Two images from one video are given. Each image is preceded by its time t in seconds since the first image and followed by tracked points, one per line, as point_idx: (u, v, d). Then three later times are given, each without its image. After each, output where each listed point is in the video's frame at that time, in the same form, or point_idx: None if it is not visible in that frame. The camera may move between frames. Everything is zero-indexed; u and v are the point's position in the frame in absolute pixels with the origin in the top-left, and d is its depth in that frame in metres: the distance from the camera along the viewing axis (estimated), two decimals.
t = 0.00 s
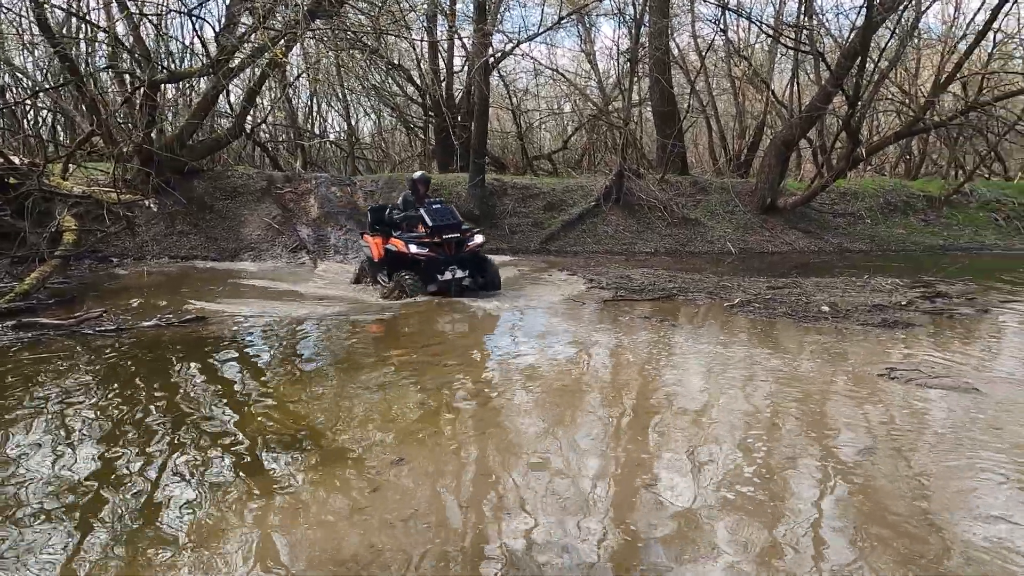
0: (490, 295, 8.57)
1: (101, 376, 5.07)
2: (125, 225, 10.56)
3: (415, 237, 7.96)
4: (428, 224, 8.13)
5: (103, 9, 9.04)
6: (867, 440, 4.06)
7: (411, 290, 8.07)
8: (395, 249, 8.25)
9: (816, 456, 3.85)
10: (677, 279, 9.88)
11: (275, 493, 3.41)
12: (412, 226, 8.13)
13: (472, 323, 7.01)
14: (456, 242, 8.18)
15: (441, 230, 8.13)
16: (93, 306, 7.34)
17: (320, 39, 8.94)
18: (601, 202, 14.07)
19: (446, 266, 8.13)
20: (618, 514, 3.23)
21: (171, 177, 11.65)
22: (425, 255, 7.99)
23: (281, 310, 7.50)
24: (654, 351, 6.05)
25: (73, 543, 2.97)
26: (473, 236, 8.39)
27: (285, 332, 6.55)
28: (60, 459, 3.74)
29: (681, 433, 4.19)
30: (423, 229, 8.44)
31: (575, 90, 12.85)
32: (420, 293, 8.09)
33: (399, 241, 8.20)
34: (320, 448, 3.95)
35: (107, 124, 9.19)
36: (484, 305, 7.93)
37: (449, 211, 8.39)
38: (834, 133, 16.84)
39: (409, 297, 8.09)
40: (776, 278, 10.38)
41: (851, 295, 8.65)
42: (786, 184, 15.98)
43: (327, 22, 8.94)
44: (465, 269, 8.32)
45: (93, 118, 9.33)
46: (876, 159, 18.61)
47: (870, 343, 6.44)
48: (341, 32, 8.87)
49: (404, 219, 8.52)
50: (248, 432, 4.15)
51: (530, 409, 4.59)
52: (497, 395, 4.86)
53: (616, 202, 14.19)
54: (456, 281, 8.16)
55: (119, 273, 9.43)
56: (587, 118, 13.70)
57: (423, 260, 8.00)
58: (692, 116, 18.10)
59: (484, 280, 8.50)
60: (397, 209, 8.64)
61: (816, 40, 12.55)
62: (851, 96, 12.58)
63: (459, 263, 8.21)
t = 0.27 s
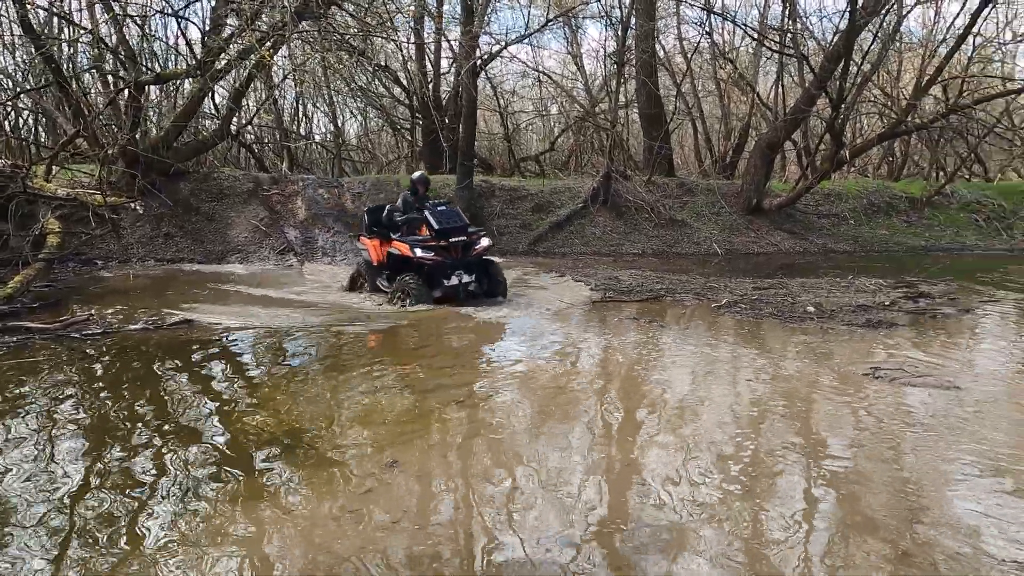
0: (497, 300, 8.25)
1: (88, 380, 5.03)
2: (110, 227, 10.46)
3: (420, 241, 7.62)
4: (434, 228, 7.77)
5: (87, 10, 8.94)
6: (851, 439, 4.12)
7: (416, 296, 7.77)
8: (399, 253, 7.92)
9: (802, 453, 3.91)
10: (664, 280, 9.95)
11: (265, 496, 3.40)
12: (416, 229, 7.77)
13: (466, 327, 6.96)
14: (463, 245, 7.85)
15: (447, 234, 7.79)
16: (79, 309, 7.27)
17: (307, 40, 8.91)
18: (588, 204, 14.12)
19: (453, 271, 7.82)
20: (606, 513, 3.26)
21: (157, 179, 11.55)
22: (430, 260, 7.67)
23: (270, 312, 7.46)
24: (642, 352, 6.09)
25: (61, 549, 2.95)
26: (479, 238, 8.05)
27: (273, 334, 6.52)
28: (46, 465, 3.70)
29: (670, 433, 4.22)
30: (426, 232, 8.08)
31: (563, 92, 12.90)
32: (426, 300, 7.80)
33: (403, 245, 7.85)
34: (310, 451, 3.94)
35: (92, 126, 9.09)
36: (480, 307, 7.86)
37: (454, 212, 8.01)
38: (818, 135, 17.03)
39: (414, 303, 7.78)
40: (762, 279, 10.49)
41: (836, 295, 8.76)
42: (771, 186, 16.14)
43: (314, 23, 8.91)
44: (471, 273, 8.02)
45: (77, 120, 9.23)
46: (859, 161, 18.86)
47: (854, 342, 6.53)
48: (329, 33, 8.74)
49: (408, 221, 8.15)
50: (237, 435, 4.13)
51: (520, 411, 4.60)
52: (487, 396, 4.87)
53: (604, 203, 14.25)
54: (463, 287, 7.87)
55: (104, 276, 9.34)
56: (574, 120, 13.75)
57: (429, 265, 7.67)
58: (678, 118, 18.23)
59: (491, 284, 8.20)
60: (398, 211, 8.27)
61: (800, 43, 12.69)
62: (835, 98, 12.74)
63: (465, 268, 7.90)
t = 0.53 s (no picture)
0: (504, 305, 8.01)
1: (71, 385, 4.98)
2: (93, 230, 10.35)
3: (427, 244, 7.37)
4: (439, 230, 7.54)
5: (69, 10, 8.83)
6: (834, 437, 4.19)
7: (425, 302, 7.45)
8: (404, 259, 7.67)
9: (786, 452, 3.96)
10: (651, 281, 10.02)
11: (250, 500, 3.38)
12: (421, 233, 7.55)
13: (467, 334, 6.75)
14: (470, 248, 7.62)
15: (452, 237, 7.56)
16: (63, 313, 7.19)
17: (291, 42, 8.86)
18: (574, 206, 14.17)
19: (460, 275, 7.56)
20: (594, 514, 3.28)
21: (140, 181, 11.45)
22: (437, 264, 7.41)
23: (255, 316, 7.42)
24: (629, 353, 6.14)
25: (43, 556, 2.92)
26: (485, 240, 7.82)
27: (259, 338, 6.47)
28: (27, 471, 3.67)
29: (655, 433, 4.26)
30: (430, 235, 7.87)
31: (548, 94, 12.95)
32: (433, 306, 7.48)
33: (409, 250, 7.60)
34: (295, 455, 3.92)
35: (74, 129, 8.99)
36: (482, 313, 7.65)
37: (458, 214, 7.81)
38: (801, 137, 17.22)
39: (423, 309, 7.41)
40: (747, 279, 10.59)
41: (818, 295, 8.88)
42: (756, 187, 16.30)
43: (299, 25, 8.87)
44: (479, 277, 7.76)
45: (60, 122, 9.12)
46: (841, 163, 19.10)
47: (837, 342, 6.63)
48: (314, 35, 8.65)
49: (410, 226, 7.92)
50: (221, 440, 4.10)
51: (507, 412, 4.61)
52: (474, 398, 4.88)
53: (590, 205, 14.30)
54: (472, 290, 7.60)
55: (87, 280, 9.23)
56: (560, 122, 13.82)
57: (437, 267, 7.39)
58: (663, 120, 18.37)
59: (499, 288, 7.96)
60: (397, 215, 8.08)
61: (783, 46, 12.85)
62: (817, 101, 12.90)
63: (473, 271, 7.65)
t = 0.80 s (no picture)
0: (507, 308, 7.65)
1: (51, 389, 4.92)
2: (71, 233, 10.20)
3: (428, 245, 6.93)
4: (440, 231, 7.08)
5: (45, 11, 8.70)
6: (813, 434, 4.28)
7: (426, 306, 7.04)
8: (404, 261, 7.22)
9: (768, 450, 4.03)
10: (634, 281, 10.11)
11: (234, 504, 3.37)
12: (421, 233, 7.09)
13: (474, 342, 6.50)
14: (472, 248, 7.18)
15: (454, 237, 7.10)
16: (41, 317, 7.10)
17: (273, 42, 8.80)
18: (558, 206, 14.25)
19: (463, 277, 7.16)
20: (580, 514, 3.30)
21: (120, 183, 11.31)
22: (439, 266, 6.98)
23: (239, 318, 7.37)
24: (613, 353, 6.19)
25: (23, 563, 2.89)
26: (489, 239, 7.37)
27: (242, 341, 6.44)
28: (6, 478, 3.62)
29: (639, 432, 4.31)
30: (430, 236, 7.40)
31: (532, 95, 13.00)
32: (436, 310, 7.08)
33: (408, 252, 7.15)
34: (279, 458, 3.91)
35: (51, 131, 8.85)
36: (487, 320, 7.37)
37: (460, 212, 7.33)
38: (781, 138, 17.46)
39: (425, 312, 7.03)
40: (728, 279, 10.72)
41: (799, 295, 9.02)
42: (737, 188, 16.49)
43: (281, 25, 8.82)
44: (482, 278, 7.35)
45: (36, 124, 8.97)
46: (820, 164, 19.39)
47: (816, 341, 6.74)
48: (296, 36, 8.51)
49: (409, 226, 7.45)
50: (203, 444, 4.08)
51: (492, 413, 4.63)
52: (459, 399, 4.90)
53: (573, 206, 14.43)
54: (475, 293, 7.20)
55: (65, 283, 9.10)
56: (543, 123, 13.87)
57: (439, 268, 6.96)
58: (645, 122, 18.52)
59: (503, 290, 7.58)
60: (393, 217, 7.62)
61: (763, 49, 13.02)
62: (797, 102, 13.08)
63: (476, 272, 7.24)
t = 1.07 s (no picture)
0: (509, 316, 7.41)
1: (22, 393, 4.84)
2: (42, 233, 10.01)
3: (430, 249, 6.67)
4: (442, 234, 6.82)
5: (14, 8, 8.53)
6: (788, 430, 4.36)
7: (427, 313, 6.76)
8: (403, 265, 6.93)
9: (745, 446, 4.10)
10: (614, 280, 10.19)
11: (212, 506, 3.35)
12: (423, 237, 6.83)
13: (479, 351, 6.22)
14: (475, 253, 6.93)
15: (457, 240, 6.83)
16: (13, 319, 6.97)
17: (249, 40, 8.73)
18: (538, 206, 14.24)
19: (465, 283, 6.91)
20: (560, 513, 3.33)
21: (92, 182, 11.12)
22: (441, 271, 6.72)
23: (216, 320, 7.30)
24: (593, 352, 6.24)
25: None
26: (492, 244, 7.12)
27: (220, 342, 6.38)
28: None
29: (619, 431, 4.36)
30: (430, 239, 7.13)
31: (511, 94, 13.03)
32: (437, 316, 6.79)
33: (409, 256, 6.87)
34: (258, 460, 3.89)
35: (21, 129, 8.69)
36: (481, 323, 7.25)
37: (462, 214, 7.06)
38: (758, 138, 17.71)
39: (425, 318, 6.74)
40: (706, 277, 10.86)
41: (775, 292, 9.17)
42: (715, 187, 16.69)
43: (258, 23, 8.74)
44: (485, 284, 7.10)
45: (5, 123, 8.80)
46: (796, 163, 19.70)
47: (792, 338, 6.87)
48: (273, 34, 8.44)
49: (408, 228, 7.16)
50: (180, 446, 4.04)
51: (473, 413, 4.65)
52: (440, 400, 4.90)
53: (553, 205, 14.40)
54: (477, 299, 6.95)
55: (36, 285, 8.93)
56: (523, 123, 13.91)
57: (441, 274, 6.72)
58: (624, 121, 18.66)
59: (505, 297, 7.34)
60: (391, 217, 7.35)
61: (739, 49, 13.20)
62: (773, 102, 13.28)
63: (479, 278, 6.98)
